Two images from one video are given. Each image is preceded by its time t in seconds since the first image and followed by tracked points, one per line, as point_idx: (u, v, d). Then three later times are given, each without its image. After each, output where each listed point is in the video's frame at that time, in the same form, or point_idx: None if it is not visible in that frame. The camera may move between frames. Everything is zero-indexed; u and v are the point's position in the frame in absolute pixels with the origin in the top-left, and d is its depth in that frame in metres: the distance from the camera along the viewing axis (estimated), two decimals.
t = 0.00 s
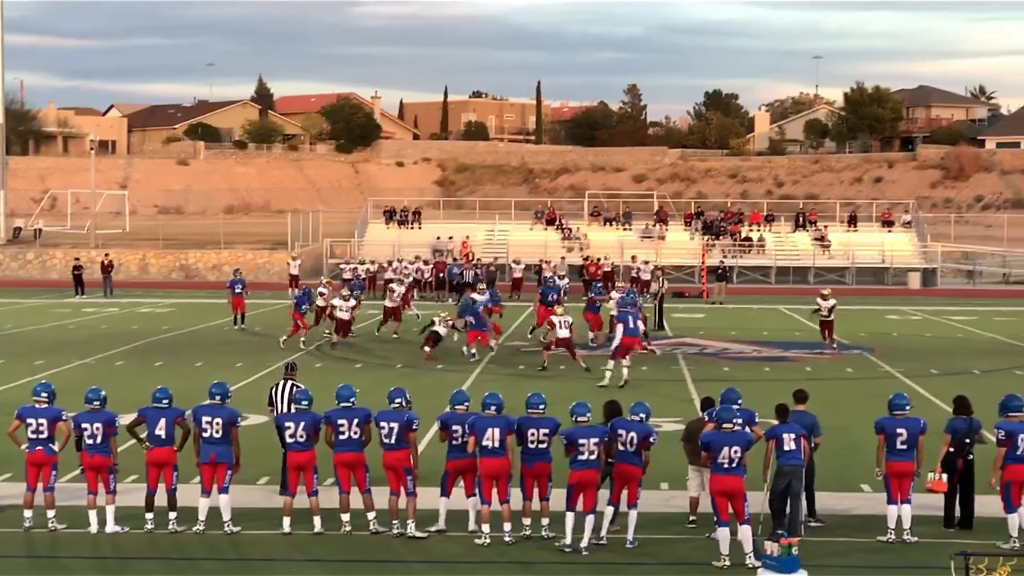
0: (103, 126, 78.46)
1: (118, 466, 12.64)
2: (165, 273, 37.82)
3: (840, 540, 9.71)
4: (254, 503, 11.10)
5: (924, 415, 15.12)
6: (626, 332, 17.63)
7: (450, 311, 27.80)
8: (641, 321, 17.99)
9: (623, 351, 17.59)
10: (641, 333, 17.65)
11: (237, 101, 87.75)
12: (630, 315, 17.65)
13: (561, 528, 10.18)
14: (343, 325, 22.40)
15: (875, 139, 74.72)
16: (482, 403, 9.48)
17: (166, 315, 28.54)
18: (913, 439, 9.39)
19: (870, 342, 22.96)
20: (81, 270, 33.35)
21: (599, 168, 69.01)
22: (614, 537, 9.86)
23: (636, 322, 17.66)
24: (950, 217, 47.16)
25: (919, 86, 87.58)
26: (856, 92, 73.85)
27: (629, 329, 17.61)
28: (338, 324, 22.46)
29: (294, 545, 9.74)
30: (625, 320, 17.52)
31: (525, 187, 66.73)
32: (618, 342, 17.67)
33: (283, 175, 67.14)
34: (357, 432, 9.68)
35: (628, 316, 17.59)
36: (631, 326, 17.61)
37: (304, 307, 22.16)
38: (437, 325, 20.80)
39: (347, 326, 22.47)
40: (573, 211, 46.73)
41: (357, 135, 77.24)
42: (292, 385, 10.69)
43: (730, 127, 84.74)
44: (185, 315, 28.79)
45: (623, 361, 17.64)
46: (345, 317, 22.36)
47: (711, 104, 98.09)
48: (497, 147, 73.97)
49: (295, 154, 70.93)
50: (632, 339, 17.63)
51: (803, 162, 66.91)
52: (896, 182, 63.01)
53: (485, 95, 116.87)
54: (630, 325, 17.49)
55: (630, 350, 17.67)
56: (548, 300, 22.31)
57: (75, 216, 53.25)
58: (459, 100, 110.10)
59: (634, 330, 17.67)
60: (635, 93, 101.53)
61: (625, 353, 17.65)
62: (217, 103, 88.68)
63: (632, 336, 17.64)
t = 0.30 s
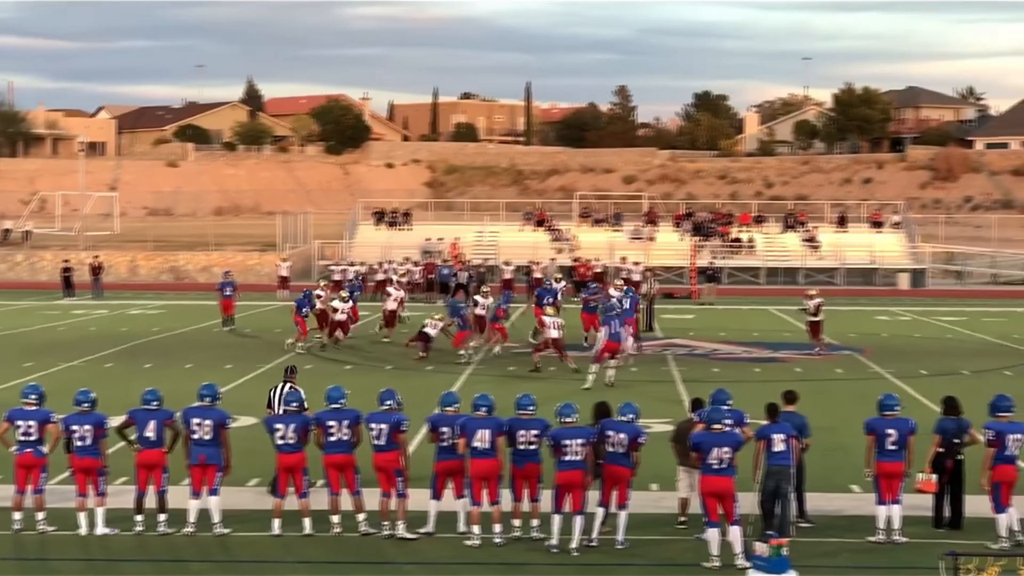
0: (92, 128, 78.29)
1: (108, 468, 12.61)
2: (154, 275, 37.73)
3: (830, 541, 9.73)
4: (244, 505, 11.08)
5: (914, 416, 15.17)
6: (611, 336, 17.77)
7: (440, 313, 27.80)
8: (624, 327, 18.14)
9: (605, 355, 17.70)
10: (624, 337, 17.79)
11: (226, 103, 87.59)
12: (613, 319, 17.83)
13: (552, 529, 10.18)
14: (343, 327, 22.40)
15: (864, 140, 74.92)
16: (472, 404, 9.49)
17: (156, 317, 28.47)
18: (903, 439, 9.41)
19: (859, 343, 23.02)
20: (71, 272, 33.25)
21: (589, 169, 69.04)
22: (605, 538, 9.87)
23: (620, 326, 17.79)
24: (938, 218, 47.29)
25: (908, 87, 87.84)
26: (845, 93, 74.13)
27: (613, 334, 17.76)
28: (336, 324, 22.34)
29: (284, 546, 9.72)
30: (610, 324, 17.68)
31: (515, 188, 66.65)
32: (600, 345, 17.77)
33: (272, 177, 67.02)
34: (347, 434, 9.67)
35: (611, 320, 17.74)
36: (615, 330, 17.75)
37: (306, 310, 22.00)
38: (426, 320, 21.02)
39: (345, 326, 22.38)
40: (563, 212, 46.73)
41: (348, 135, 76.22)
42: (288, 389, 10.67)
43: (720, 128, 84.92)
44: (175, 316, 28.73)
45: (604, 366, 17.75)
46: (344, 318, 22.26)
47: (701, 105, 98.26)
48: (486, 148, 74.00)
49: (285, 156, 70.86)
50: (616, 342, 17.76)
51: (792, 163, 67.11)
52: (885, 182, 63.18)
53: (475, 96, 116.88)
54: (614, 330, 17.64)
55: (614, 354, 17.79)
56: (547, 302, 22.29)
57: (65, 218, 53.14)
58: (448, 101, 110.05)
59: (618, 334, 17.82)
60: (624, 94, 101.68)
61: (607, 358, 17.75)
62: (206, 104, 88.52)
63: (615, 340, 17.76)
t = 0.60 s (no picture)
0: (80, 129, 78.05)
1: (97, 469, 12.58)
2: (143, 275, 37.63)
3: (819, 540, 9.75)
4: (233, 505, 11.07)
5: (902, 415, 15.20)
6: (597, 336, 17.82)
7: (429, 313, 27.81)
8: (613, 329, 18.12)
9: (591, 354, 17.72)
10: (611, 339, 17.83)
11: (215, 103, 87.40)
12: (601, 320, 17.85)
13: (542, 529, 10.19)
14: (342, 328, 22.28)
15: (853, 140, 75.08)
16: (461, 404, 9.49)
17: (145, 317, 28.44)
18: (892, 439, 9.42)
19: (848, 342, 23.09)
20: (59, 273, 33.17)
21: (578, 170, 69.06)
22: (595, 538, 9.88)
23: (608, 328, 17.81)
24: (926, 217, 47.42)
25: (896, 87, 88.07)
26: (834, 93, 74.31)
27: (600, 335, 17.80)
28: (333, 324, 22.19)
29: (274, 546, 9.72)
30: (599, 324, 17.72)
31: (504, 188, 66.59)
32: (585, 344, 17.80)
33: (261, 177, 66.88)
34: (336, 434, 9.65)
35: (600, 320, 17.78)
36: (603, 330, 17.78)
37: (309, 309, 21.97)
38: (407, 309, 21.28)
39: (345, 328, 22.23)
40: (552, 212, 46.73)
41: (336, 135, 76.54)
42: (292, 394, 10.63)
43: (709, 128, 85.03)
44: (165, 317, 28.69)
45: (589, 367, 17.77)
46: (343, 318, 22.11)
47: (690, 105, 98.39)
48: (475, 149, 74.00)
49: (274, 156, 70.74)
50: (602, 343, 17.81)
51: (781, 163, 67.24)
52: (874, 182, 63.33)
53: (464, 96, 116.87)
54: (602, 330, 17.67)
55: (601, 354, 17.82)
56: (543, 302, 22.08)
57: (53, 218, 52.99)
58: (438, 101, 110.00)
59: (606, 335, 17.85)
60: (614, 94, 101.79)
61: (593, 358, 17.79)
62: (195, 104, 88.31)
63: (602, 341, 17.78)
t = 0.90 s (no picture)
0: (66, 129, 77.76)
1: (84, 469, 12.53)
2: (129, 275, 37.49)
3: (806, 539, 9.77)
4: (221, 506, 11.04)
5: (889, 415, 15.23)
6: (587, 335, 17.81)
7: (416, 313, 27.81)
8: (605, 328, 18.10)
9: (581, 353, 17.71)
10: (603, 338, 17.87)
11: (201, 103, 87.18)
12: (592, 319, 17.85)
13: (530, 529, 10.18)
14: (341, 331, 22.13)
15: (839, 140, 75.27)
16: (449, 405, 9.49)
17: (131, 317, 28.36)
18: (879, 438, 9.45)
19: (835, 342, 23.12)
20: (45, 273, 33.05)
21: (564, 169, 69.08)
22: (582, 537, 9.88)
23: (599, 327, 17.79)
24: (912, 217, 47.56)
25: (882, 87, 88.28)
26: (820, 93, 74.49)
27: (591, 334, 17.79)
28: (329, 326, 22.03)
29: (261, 546, 9.70)
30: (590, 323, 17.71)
31: (491, 188, 66.51)
32: (576, 343, 17.80)
33: (248, 177, 66.70)
34: (323, 434, 9.64)
35: (591, 319, 17.77)
36: (594, 329, 17.77)
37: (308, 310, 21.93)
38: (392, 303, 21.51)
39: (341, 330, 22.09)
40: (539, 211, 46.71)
41: (322, 136, 76.08)
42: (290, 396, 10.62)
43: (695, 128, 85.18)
44: (152, 317, 28.60)
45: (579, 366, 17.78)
46: (338, 321, 21.94)
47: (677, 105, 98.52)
48: (462, 149, 73.99)
49: (260, 156, 70.59)
50: (592, 341, 17.84)
51: (768, 163, 67.37)
52: (860, 182, 63.50)
53: (452, 96, 116.83)
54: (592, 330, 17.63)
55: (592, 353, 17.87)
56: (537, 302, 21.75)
57: (39, 219, 52.76)
58: (425, 101, 109.90)
59: (598, 334, 17.87)
60: (600, 95, 101.89)
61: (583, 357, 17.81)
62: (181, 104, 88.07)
63: (593, 340, 17.79)
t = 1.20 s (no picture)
0: (52, 129, 77.49)
1: (70, 469, 12.51)
2: (116, 275, 37.38)
3: (792, 539, 9.79)
4: (206, 506, 11.02)
5: (876, 415, 15.27)
6: (579, 336, 17.69)
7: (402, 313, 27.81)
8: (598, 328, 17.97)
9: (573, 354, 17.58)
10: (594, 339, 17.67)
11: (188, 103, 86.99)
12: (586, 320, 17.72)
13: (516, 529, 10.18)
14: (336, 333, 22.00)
15: (826, 140, 75.45)
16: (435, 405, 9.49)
17: (117, 317, 28.30)
18: (865, 438, 9.47)
19: (822, 342, 23.16)
20: (31, 274, 32.95)
21: (551, 169, 69.10)
22: (568, 538, 9.89)
23: (591, 327, 17.69)
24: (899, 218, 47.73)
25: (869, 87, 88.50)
26: (807, 93, 74.68)
27: (584, 334, 17.68)
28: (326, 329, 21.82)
29: (247, 546, 9.68)
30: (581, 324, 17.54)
31: (478, 188, 66.46)
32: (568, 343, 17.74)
33: (235, 177, 66.56)
34: (309, 434, 9.63)
35: (583, 319, 17.68)
36: (584, 329, 17.67)
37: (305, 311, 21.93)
38: (384, 294, 21.44)
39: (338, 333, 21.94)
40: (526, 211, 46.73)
41: (310, 136, 76.40)
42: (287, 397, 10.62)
43: (682, 128, 85.35)
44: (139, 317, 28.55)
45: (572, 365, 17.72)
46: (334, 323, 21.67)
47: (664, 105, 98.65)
48: (450, 149, 74.01)
49: (247, 156, 70.46)
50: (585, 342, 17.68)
51: (755, 163, 67.53)
52: (847, 182, 63.68)
53: (439, 97, 116.83)
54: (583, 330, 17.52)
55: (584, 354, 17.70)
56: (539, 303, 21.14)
57: (25, 219, 52.57)
58: (412, 101, 109.82)
59: (589, 335, 17.69)
60: (588, 95, 101.99)
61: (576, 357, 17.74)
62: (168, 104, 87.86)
63: (585, 341, 17.63)
